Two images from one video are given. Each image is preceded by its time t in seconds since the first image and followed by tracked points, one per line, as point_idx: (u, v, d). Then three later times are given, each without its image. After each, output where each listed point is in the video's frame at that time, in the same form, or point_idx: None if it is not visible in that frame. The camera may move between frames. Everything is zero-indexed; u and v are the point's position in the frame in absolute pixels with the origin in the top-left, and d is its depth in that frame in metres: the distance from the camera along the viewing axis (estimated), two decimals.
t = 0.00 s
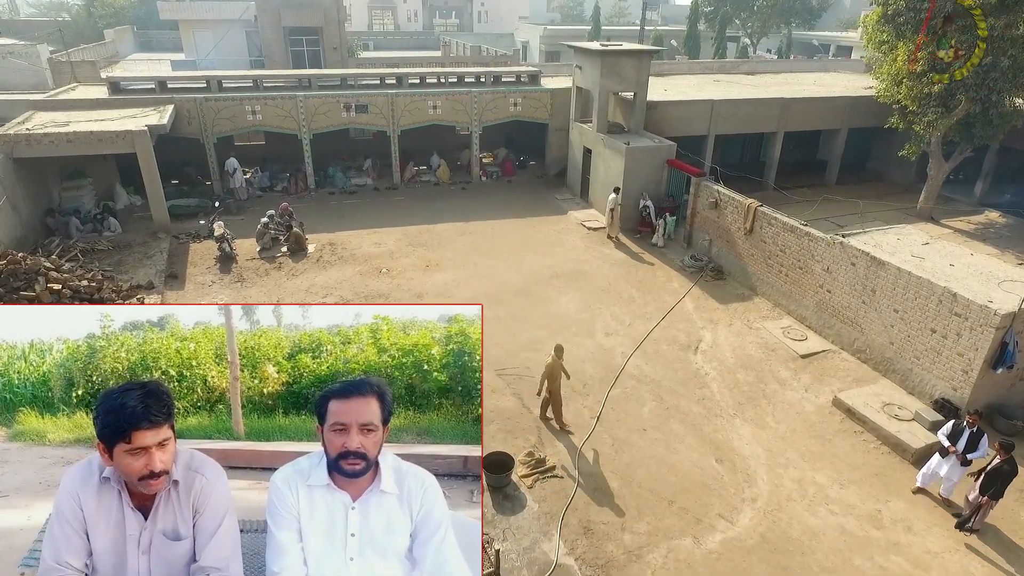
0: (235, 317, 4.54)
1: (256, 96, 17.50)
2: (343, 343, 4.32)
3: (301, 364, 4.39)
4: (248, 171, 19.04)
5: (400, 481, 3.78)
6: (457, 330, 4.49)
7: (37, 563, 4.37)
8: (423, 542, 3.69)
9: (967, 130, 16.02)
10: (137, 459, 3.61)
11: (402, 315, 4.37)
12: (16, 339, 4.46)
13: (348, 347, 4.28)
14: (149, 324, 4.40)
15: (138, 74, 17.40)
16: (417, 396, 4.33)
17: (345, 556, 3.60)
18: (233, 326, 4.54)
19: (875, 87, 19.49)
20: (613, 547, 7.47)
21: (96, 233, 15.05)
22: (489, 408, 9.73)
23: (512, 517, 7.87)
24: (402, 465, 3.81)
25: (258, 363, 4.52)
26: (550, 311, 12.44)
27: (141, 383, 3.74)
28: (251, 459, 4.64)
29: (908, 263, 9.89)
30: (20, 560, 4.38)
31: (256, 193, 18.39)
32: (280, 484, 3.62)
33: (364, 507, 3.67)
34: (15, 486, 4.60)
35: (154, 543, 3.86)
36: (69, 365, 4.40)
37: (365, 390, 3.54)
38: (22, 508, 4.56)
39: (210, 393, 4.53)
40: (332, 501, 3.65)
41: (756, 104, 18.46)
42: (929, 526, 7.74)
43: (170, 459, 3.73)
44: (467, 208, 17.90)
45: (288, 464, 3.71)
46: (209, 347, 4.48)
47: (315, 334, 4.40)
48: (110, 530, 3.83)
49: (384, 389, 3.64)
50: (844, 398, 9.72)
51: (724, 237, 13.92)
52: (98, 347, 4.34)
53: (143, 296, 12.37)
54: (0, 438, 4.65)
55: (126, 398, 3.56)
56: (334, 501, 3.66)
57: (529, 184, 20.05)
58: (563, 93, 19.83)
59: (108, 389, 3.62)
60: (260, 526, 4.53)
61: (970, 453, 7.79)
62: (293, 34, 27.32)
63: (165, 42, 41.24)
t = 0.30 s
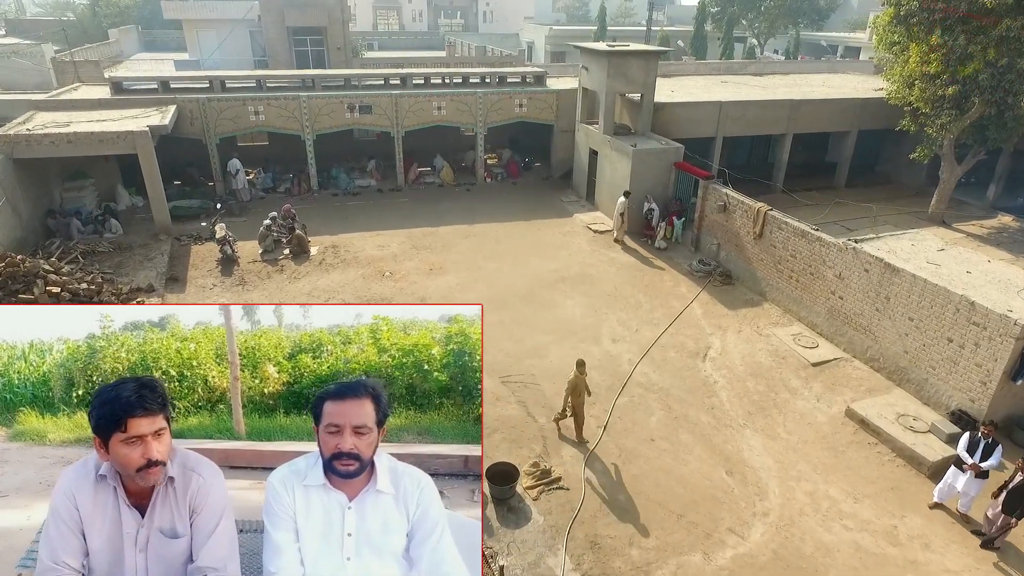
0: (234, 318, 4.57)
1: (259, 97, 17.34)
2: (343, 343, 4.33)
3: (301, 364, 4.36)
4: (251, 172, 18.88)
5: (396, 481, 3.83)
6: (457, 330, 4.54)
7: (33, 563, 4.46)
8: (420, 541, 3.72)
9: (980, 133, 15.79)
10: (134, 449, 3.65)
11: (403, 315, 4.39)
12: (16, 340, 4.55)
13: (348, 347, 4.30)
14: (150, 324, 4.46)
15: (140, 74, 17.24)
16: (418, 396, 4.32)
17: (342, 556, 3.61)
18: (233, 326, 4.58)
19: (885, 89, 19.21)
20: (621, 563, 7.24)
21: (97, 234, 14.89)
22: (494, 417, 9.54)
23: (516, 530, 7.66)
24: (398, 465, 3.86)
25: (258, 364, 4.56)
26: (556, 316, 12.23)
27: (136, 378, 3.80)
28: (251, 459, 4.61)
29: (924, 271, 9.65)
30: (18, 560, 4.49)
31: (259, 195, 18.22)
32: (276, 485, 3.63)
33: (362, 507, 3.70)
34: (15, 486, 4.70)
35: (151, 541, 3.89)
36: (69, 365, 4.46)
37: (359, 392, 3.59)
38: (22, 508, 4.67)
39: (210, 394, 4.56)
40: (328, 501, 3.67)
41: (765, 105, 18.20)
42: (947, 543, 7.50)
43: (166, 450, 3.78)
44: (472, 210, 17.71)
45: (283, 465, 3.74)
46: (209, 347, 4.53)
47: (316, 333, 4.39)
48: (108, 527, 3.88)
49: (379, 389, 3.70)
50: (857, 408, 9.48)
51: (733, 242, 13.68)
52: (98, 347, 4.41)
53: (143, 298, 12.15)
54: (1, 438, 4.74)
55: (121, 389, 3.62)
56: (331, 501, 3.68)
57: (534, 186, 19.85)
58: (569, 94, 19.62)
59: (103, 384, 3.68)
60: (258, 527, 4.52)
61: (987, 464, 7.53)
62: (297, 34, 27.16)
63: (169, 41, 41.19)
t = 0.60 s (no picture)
0: (234, 318, 4.68)
1: (272, 97, 17.22)
2: (343, 343, 4.51)
3: (302, 364, 4.47)
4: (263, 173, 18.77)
5: (390, 482, 4.07)
6: (457, 330, 4.82)
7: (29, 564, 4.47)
8: (414, 541, 3.99)
9: (1008, 136, 15.38)
10: (125, 446, 3.88)
11: (404, 316, 4.63)
12: (16, 340, 4.60)
13: (349, 347, 4.48)
14: (151, 324, 4.53)
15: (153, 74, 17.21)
16: (419, 395, 4.54)
17: (338, 555, 3.87)
18: (232, 326, 4.70)
19: (909, 91, 18.76)
20: None
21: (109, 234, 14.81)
22: (505, 426, 9.32)
23: (527, 546, 7.42)
24: (392, 466, 4.11)
25: (259, 364, 4.63)
26: (569, 323, 11.98)
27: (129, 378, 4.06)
28: (253, 459, 4.60)
29: (952, 280, 9.32)
30: (14, 562, 4.48)
31: (271, 196, 18.09)
32: (273, 484, 3.86)
33: (356, 507, 3.94)
34: (15, 486, 4.69)
35: (147, 541, 4.10)
36: (69, 365, 4.52)
37: (346, 394, 3.85)
38: (22, 509, 4.64)
39: (211, 394, 4.62)
40: (323, 501, 3.90)
41: (785, 107, 17.82)
42: (979, 568, 7.17)
43: (158, 448, 4.00)
44: (484, 212, 17.49)
45: (280, 464, 3.95)
46: (210, 348, 4.64)
47: (317, 334, 4.54)
48: (104, 528, 4.10)
49: (370, 393, 3.92)
50: (882, 422, 9.14)
51: (751, 247, 13.38)
52: (98, 347, 4.49)
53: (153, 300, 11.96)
54: (1, 438, 4.73)
55: (114, 388, 3.89)
56: (325, 501, 3.90)
57: (548, 188, 19.59)
58: (583, 95, 19.31)
59: (98, 385, 3.95)
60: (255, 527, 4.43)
61: (1011, 484, 7.19)
62: (311, 34, 27.06)
63: (183, 41, 41.35)
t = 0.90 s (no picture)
0: (234, 318, 4.66)
1: (282, 97, 17.12)
2: (344, 343, 4.57)
3: (302, 363, 4.49)
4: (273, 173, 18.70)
5: (388, 482, 3.93)
6: (457, 330, 4.81)
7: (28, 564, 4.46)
8: (412, 541, 3.84)
9: None
10: (108, 446, 3.79)
11: (404, 316, 4.66)
12: (18, 339, 4.58)
13: (349, 347, 4.54)
14: (151, 324, 4.53)
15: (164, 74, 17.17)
16: (420, 395, 4.58)
17: (334, 556, 3.70)
18: (232, 326, 4.67)
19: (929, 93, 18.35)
20: None
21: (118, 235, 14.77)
22: (512, 435, 9.11)
23: (535, 561, 7.20)
24: (390, 466, 3.97)
25: (259, 364, 4.63)
26: (580, 328, 11.75)
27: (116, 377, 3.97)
28: (252, 459, 4.60)
29: (977, 291, 9.01)
30: (13, 562, 4.46)
31: (280, 196, 18.03)
32: (269, 484, 3.73)
33: (354, 507, 3.79)
34: (14, 486, 4.58)
35: (141, 542, 4.05)
36: (69, 366, 4.45)
37: (335, 396, 3.74)
38: (22, 509, 4.55)
39: (211, 394, 4.68)
40: (319, 502, 3.74)
41: (802, 109, 17.49)
42: None
43: (144, 447, 3.89)
44: (494, 215, 17.30)
45: (276, 467, 3.82)
46: (210, 348, 4.66)
47: (316, 333, 4.58)
48: (98, 529, 4.04)
49: (360, 398, 3.79)
50: (902, 437, 8.85)
51: (766, 253, 13.06)
52: (98, 347, 4.45)
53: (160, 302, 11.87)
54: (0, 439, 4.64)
55: (98, 388, 3.80)
56: (322, 502, 3.74)
57: (559, 190, 19.37)
58: (596, 96, 19.06)
59: (83, 384, 3.86)
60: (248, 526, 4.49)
61: None
62: (322, 34, 27.01)
63: (197, 41, 41.53)
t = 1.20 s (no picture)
0: (234, 318, 4.52)
1: (287, 99, 16.94)
2: (344, 343, 4.44)
3: (301, 363, 4.38)
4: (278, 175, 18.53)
5: (387, 483, 4.01)
6: (458, 330, 4.65)
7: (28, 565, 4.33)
8: (411, 540, 3.93)
9: None
10: (104, 447, 3.96)
11: (404, 316, 4.54)
12: (19, 340, 4.46)
13: (349, 347, 4.41)
14: (152, 324, 4.41)
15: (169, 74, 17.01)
16: (419, 396, 4.48)
17: (334, 556, 3.79)
18: (232, 326, 4.53)
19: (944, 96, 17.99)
20: None
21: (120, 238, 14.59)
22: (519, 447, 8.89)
23: None
24: (389, 467, 4.05)
25: (258, 364, 4.51)
26: (588, 336, 11.51)
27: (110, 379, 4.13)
28: (250, 459, 4.46)
29: (1001, 301, 8.72)
30: (11, 561, 4.34)
31: (285, 199, 17.85)
32: (269, 484, 3.84)
33: (353, 507, 3.88)
34: (14, 486, 4.38)
35: (136, 542, 4.14)
36: (69, 366, 4.32)
37: (335, 398, 3.86)
38: (23, 509, 4.36)
39: (211, 394, 4.57)
40: (320, 502, 3.84)
41: (814, 111, 17.17)
42: None
43: (139, 447, 4.06)
44: (501, 218, 17.07)
45: (277, 466, 3.92)
46: (210, 348, 4.54)
47: (316, 333, 4.46)
48: (93, 530, 4.13)
49: (360, 400, 3.90)
50: (922, 452, 8.55)
51: (778, 259, 12.79)
52: (99, 347, 4.33)
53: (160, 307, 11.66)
54: None
55: (92, 388, 3.96)
56: (322, 502, 3.85)
57: (567, 193, 19.13)
58: (604, 98, 18.80)
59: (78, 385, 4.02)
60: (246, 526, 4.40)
61: None
62: (329, 35, 26.82)
63: (203, 41, 41.45)
